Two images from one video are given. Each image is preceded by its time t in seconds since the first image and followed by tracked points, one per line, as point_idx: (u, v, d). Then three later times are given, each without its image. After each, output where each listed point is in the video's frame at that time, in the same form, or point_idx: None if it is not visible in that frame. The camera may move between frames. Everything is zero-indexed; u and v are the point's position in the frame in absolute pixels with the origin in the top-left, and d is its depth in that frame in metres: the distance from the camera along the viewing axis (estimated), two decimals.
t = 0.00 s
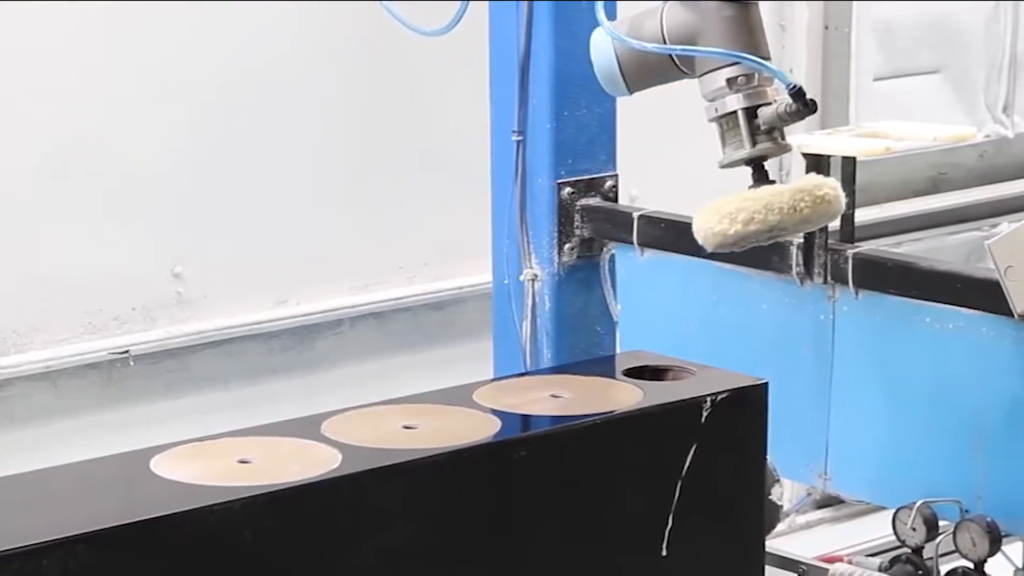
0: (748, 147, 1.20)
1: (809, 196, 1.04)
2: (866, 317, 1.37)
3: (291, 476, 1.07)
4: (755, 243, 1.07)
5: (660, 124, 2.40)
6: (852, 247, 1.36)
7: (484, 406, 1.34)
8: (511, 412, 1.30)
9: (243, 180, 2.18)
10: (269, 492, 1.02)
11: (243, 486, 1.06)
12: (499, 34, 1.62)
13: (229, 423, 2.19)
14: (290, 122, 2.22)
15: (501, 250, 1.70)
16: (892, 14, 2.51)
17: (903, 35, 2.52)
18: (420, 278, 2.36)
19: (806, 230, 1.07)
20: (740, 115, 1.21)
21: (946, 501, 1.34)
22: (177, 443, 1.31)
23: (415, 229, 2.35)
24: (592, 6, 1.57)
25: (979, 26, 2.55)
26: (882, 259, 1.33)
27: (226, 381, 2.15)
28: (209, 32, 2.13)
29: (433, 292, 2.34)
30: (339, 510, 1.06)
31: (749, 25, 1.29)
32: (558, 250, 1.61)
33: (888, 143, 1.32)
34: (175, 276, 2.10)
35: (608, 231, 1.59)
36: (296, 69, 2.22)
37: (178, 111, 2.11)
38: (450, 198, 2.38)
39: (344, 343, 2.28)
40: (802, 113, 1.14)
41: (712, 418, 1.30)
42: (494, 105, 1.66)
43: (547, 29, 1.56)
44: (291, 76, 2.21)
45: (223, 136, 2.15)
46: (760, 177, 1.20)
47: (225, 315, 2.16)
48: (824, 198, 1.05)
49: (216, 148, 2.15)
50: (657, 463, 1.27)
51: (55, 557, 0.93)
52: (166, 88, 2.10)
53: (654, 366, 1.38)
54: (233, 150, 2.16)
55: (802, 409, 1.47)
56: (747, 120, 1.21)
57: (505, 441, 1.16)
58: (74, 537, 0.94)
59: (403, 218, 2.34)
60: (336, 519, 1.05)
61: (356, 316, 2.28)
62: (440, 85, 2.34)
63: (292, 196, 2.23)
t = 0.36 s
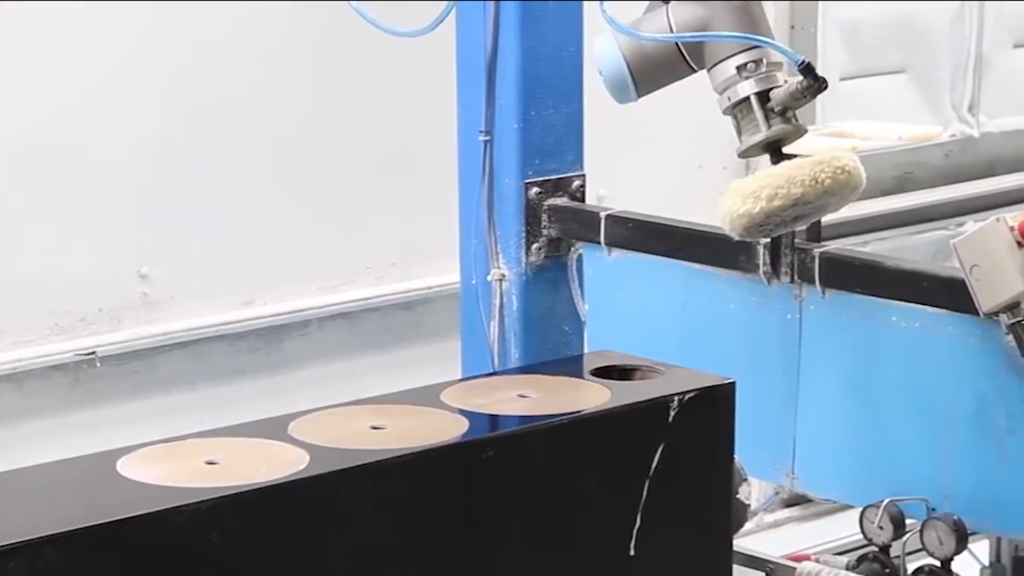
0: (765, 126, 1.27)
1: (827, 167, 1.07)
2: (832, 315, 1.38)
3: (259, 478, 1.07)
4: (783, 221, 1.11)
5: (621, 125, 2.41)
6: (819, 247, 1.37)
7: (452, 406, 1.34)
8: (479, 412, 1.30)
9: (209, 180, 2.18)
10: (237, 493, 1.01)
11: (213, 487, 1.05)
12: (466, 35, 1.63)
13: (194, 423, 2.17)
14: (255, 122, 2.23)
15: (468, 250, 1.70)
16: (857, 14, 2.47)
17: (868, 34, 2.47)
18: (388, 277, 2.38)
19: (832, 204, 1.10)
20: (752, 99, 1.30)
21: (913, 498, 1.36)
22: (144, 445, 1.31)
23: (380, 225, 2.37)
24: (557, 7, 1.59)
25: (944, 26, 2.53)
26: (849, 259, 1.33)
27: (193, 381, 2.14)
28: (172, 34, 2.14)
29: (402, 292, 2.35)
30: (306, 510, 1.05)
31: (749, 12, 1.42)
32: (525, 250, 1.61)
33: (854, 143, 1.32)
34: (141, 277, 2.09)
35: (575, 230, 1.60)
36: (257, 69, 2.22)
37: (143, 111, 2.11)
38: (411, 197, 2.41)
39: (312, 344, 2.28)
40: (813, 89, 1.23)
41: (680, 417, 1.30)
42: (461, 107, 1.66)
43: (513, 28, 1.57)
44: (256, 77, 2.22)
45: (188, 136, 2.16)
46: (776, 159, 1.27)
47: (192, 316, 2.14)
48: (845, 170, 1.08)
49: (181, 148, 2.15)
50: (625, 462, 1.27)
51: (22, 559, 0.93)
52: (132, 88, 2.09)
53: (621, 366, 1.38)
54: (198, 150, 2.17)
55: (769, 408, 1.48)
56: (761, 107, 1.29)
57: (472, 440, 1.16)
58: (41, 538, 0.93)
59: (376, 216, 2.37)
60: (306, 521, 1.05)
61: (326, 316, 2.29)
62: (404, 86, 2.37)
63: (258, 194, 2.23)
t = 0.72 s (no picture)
0: (747, 120, 1.29)
1: (809, 154, 1.17)
2: (789, 314, 1.39)
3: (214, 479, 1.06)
4: (767, 209, 1.21)
5: (573, 121, 2.37)
6: (775, 246, 1.38)
7: (409, 406, 1.34)
8: (436, 413, 1.30)
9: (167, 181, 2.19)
10: (191, 496, 1.01)
11: (163, 490, 1.05)
12: (422, 35, 1.63)
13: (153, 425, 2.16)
14: (214, 123, 2.24)
15: (424, 250, 1.70)
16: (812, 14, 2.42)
17: (823, 34, 2.44)
18: (345, 278, 2.39)
19: (814, 190, 1.20)
20: (733, 94, 1.32)
21: (870, 497, 1.37)
22: (99, 447, 1.29)
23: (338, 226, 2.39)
24: (512, 7, 1.59)
25: (898, 25, 2.52)
26: (805, 258, 1.34)
27: (150, 383, 2.14)
28: (127, 35, 2.14)
29: (359, 294, 2.35)
30: (260, 512, 1.05)
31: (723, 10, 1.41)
32: (483, 250, 1.61)
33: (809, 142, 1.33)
34: (97, 278, 2.09)
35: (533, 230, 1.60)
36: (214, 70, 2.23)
37: (101, 112, 2.11)
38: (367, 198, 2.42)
39: (269, 345, 2.28)
40: (791, 79, 1.24)
41: (637, 417, 1.30)
42: (417, 106, 1.66)
43: (468, 27, 1.57)
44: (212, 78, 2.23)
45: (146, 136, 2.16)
46: (757, 151, 1.30)
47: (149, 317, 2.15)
48: (824, 157, 1.18)
49: (138, 149, 2.15)
50: (583, 462, 1.27)
51: None
52: (89, 88, 2.09)
53: (578, 366, 1.38)
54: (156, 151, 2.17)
55: (726, 408, 1.48)
56: (741, 100, 1.32)
57: (430, 441, 1.15)
58: None
59: (340, 215, 2.39)
60: (260, 522, 1.05)
61: (283, 318, 2.29)
62: (359, 89, 2.38)
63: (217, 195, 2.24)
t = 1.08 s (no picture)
0: (763, 112, 1.23)
1: (824, 146, 1.16)
2: (758, 313, 1.40)
3: (185, 480, 1.06)
4: (781, 204, 1.20)
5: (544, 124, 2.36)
6: (743, 246, 1.38)
7: (379, 407, 1.33)
8: (407, 415, 1.29)
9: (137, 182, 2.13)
10: (160, 497, 1.01)
11: (129, 491, 1.04)
12: (390, 36, 1.64)
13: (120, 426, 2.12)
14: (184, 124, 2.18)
15: (394, 251, 1.70)
16: (780, 15, 2.44)
17: (793, 33, 2.44)
18: (315, 278, 2.35)
19: (828, 184, 1.19)
20: (748, 87, 1.26)
21: (840, 496, 1.37)
22: (67, 449, 1.28)
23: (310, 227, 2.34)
24: (481, 8, 1.60)
25: (866, 25, 2.51)
26: (774, 258, 1.35)
27: (120, 385, 2.10)
28: (92, 34, 2.08)
29: (326, 293, 2.32)
30: (230, 514, 1.04)
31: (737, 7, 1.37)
32: (452, 250, 1.61)
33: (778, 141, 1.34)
34: (66, 280, 2.03)
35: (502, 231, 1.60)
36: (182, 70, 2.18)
37: (71, 112, 2.05)
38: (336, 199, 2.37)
39: (239, 345, 2.25)
40: (807, 72, 1.19)
41: (606, 417, 1.30)
42: (385, 107, 1.66)
43: (436, 27, 1.57)
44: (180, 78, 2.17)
45: (116, 137, 2.10)
46: (775, 144, 1.24)
47: (110, 321, 2.10)
48: (840, 150, 1.18)
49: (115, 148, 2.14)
50: (555, 462, 1.26)
51: None
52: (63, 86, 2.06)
53: (548, 366, 1.38)
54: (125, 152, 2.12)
55: (695, 407, 1.48)
56: (757, 93, 1.26)
57: (400, 441, 1.15)
58: None
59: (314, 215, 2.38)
60: (229, 523, 1.04)
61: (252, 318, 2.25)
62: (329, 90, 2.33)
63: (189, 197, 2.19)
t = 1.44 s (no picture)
0: (782, 105, 1.29)
1: (842, 137, 1.20)
2: (729, 312, 1.40)
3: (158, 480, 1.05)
4: (800, 193, 1.24)
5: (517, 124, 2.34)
6: (714, 246, 1.39)
7: (352, 407, 1.33)
8: (379, 415, 1.29)
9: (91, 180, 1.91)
10: (132, 498, 1.00)
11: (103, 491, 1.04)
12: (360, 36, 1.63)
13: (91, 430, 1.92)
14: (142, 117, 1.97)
15: (365, 252, 1.69)
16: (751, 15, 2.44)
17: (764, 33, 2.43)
18: (285, 279, 2.13)
19: (846, 173, 1.23)
20: (767, 80, 1.32)
21: (811, 496, 1.37)
22: (39, 451, 1.27)
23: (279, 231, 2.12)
24: (452, 7, 1.59)
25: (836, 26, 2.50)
26: (744, 257, 1.36)
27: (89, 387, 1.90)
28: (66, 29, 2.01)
29: (296, 294, 2.12)
30: (202, 514, 1.04)
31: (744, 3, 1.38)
32: (423, 251, 1.61)
33: (748, 141, 1.34)
34: (35, 280, 1.81)
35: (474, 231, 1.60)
36: (134, 56, 1.96)
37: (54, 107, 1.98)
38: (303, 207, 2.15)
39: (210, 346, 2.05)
40: (825, 66, 1.25)
41: (578, 417, 1.29)
42: (355, 108, 1.66)
43: (407, 28, 1.57)
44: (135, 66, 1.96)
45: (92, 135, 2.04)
46: (793, 137, 1.30)
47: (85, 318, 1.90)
48: (858, 140, 1.21)
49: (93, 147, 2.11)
50: (525, 464, 1.24)
51: None
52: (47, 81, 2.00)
53: (519, 366, 1.38)
54: (77, 147, 1.89)
55: (667, 408, 1.48)
56: (775, 85, 1.31)
57: (371, 441, 1.14)
58: None
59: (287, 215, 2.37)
60: (201, 524, 1.04)
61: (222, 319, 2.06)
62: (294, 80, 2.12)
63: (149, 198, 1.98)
